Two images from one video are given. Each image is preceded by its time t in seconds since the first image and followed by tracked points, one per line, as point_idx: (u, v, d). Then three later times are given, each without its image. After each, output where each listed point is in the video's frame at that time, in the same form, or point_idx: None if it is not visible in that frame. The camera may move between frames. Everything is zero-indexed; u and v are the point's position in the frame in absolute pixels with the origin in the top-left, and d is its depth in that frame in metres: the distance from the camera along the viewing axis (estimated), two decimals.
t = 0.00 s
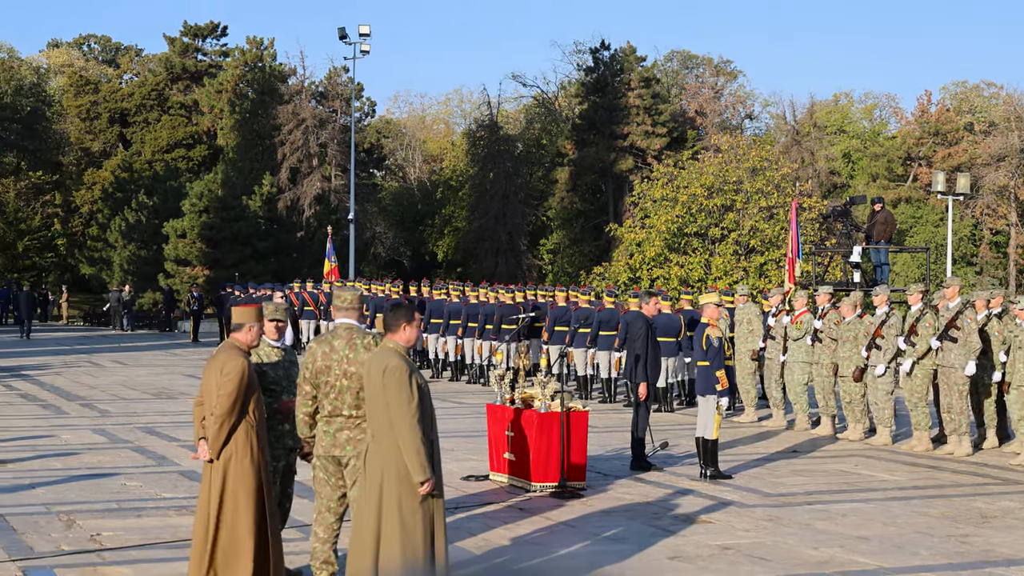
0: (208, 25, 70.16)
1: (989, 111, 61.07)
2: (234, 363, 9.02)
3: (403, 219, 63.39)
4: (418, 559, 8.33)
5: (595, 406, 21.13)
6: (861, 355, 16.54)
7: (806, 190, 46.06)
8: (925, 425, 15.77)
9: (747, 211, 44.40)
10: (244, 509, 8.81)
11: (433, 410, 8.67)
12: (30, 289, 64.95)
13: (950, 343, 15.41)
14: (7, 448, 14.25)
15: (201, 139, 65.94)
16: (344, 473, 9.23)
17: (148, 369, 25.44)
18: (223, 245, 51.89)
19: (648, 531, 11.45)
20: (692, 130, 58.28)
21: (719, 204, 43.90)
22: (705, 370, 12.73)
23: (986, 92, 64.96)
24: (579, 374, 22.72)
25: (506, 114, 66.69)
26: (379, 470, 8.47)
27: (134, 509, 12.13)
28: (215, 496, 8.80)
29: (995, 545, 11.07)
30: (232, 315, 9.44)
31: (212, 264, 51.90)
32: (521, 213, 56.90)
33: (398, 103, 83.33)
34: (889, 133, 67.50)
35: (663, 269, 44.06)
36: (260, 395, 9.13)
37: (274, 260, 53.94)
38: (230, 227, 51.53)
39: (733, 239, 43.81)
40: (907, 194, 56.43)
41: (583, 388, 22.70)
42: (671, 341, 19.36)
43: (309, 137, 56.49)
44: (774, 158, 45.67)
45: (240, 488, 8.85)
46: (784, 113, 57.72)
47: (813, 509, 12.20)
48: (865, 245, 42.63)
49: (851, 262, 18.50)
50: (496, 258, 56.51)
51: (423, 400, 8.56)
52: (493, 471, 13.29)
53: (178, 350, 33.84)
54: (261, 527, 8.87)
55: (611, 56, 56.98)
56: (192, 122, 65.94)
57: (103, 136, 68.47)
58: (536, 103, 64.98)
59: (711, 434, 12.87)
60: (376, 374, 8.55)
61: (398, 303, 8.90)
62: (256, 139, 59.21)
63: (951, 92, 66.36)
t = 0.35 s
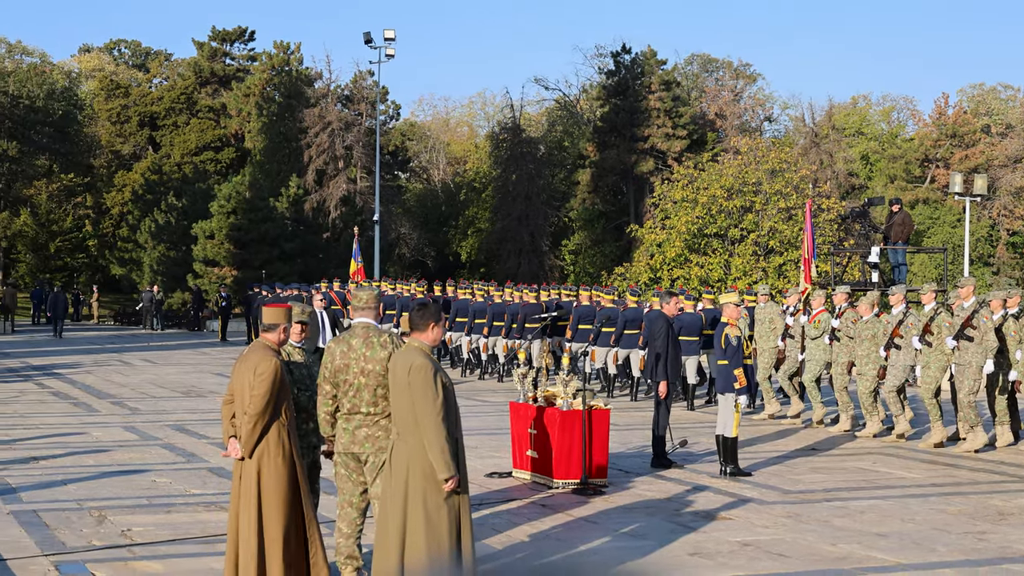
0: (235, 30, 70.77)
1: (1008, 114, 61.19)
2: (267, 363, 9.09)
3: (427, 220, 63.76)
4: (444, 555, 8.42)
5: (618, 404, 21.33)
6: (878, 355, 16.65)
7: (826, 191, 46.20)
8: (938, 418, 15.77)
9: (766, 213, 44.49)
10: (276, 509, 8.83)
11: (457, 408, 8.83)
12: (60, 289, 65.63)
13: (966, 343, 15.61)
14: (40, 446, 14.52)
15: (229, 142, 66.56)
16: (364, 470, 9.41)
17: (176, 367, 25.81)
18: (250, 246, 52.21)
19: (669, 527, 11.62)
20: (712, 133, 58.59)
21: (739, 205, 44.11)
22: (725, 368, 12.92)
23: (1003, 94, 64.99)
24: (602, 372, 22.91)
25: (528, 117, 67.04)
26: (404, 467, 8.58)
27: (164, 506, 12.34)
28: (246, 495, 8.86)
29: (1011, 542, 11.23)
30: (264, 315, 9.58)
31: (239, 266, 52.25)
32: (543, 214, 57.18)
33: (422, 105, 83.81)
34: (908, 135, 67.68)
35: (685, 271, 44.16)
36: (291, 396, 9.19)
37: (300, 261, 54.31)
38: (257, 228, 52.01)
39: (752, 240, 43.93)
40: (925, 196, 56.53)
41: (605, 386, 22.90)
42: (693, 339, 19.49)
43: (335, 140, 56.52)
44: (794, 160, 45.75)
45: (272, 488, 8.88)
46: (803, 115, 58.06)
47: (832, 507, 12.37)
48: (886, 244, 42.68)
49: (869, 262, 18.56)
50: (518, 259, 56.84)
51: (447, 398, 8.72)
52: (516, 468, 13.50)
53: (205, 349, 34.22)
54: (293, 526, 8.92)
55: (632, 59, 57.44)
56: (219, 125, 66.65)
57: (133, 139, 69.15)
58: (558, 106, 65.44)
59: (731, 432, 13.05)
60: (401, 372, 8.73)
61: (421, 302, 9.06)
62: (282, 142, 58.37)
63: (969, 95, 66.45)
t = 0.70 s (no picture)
0: (256, 32, 71.16)
1: None
2: (285, 363, 9.21)
3: (445, 221, 63.89)
4: (464, 552, 8.48)
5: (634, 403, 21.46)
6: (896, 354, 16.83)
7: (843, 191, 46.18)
8: (959, 423, 15.95)
9: (782, 213, 44.47)
10: (297, 503, 8.92)
11: (477, 407, 8.94)
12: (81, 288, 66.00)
13: (984, 343, 15.51)
14: (64, 443, 14.70)
15: (249, 143, 66.95)
16: (381, 469, 9.52)
17: (197, 366, 26.04)
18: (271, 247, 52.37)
19: (685, 526, 11.70)
20: (728, 134, 58.71)
21: (755, 205, 44.08)
22: (744, 368, 12.99)
23: (1019, 96, 64.88)
24: (618, 372, 23.03)
25: (546, 119, 67.27)
26: (425, 465, 8.69)
27: (186, 503, 12.47)
28: (267, 490, 8.96)
29: None
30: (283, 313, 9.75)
31: (259, 266, 52.41)
32: (560, 215, 57.27)
33: (440, 107, 84.04)
34: (923, 136, 67.64)
35: (701, 271, 44.20)
36: (310, 393, 9.31)
37: (320, 262, 54.47)
38: (278, 229, 52.21)
39: (769, 240, 43.95)
40: (941, 197, 56.54)
41: (621, 385, 23.02)
42: (707, 339, 19.65)
43: (355, 141, 56.71)
44: (810, 161, 45.73)
45: (293, 483, 8.98)
46: (820, 117, 58.21)
47: (848, 506, 12.45)
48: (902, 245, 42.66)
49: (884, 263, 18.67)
50: (536, 260, 56.96)
51: (468, 396, 8.84)
52: (534, 466, 13.62)
53: (225, 349, 34.45)
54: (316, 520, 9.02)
55: (649, 61, 57.71)
56: (240, 127, 67.08)
57: (155, 140, 69.59)
58: (576, 108, 65.70)
59: (748, 431, 13.14)
60: (421, 371, 8.87)
61: (442, 303, 9.20)
62: (303, 143, 58.67)
63: (984, 97, 66.33)
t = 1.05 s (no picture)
0: (270, 33, 71.23)
1: None
2: (295, 362, 9.28)
3: (459, 221, 63.97)
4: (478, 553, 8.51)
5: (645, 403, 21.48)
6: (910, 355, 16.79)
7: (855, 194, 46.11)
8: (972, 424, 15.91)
9: (796, 215, 44.38)
10: (308, 502, 8.99)
11: (491, 407, 8.97)
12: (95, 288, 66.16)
13: (996, 344, 15.51)
14: (79, 443, 14.76)
15: (263, 144, 67.08)
16: (392, 468, 9.56)
17: (210, 366, 26.15)
18: (284, 248, 52.43)
19: (698, 526, 11.73)
20: (741, 135, 58.78)
21: (768, 207, 44.00)
22: (759, 370, 13.02)
23: None
24: (630, 373, 23.04)
25: (559, 120, 67.35)
26: (438, 466, 8.73)
27: (201, 503, 12.53)
28: (278, 489, 9.04)
29: None
30: (295, 314, 9.80)
31: (273, 266, 52.47)
32: (573, 216, 57.29)
33: (453, 108, 84.13)
34: (937, 138, 67.49)
35: (713, 272, 44.24)
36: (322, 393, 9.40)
37: (334, 262, 54.53)
38: (292, 230, 52.27)
39: (781, 242, 43.86)
40: (954, 198, 56.50)
41: (633, 386, 23.04)
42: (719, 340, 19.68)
43: (368, 142, 56.98)
44: (822, 163, 45.70)
45: (304, 481, 9.05)
46: (832, 119, 58.23)
47: (861, 507, 12.47)
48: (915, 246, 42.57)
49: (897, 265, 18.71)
50: (549, 260, 57.02)
51: (481, 397, 8.88)
52: (547, 467, 13.66)
53: (238, 348, 34.55)
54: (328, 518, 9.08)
55: (663, 63, 57.77)
56: (254, 128, 67.23)
57: (170, 141, 69.73)
58: (589, 109, 65.85)
59: (761, 431, 13.13)
60: (434, 371, 8.91)
61: (455, 304, 9.23)
62: (316, 145, 59.50)
63: (997, 98, 66.15)
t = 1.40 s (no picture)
0: (275, 36, 71.17)
1: None
2: (299, 362, 9.31)
3: (464, 223, 64.00)
4: (482, 554, 8.52)
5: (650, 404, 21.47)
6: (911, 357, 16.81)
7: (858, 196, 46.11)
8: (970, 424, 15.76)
9: (799, 217, 44.33)
10: (311, 500, 9.01)
11: (496, 409, 8.99)
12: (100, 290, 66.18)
13: (998, 346, 15.54)
14: (84, 444, 14.79)
15: (268, 146, 67.13)
16: (397, 469, 9.58)
17: (216, 367, 26.20)
18: (289, 249, 52.39)
19: (702, 528, 11.72)
20: (745, 137, 58.79)
21: (771, 209, 44.01)
22: (764, 372, 13.02)
23: None
24: (636, 374, 23.02)
25: (563, 121, 67.43)
26: (442, 467, 8.74)
27: (205, 503, 12.54)
28: (281, 488, 9.07)
29: None
30: (299, 315, 9.82)
31: (278, 267, 52.43)
32: (578, 218, 57.37)
33: (458, 110, 84.16)
34: (941, 140, 67.47)
35: (716, 273, 44.24)
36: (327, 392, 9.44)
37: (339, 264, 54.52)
38: (297, 231, 52.23)
39: (785, 243, 43.84)
40: (957, 200, 56.53)
41: (640, 388, 23.02)
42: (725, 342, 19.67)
43: (373, 144, 57.11)
44: (825, 164, 45.68)
45: (307, 481, 9.07)
46: (835, 121, 58.29)
47: (865, 509, 12.47)
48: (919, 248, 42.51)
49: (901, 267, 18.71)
50: (553, 262, 57.04)
51: (485, 398, 8.90)
52: (551, 468, 13.67)
53: (243, 349, 34.62)
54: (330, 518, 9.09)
55: (667, 65, 57.72)
56: (259, 129, 67.25)
57: (175, 143, 69.75)
58: (593, 111, 65.96)
59: (765, 433, 13.15)
60: (439, 373, 8.92)
61: (460, 305, 9.26)
62: (321, 146, 59.36)
63: (1000, 101, 66.11)
